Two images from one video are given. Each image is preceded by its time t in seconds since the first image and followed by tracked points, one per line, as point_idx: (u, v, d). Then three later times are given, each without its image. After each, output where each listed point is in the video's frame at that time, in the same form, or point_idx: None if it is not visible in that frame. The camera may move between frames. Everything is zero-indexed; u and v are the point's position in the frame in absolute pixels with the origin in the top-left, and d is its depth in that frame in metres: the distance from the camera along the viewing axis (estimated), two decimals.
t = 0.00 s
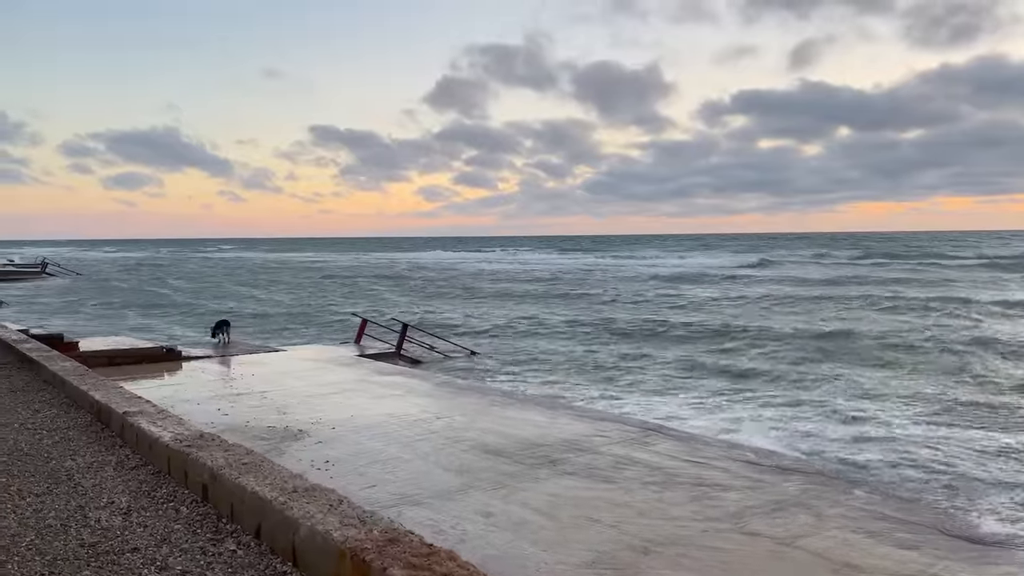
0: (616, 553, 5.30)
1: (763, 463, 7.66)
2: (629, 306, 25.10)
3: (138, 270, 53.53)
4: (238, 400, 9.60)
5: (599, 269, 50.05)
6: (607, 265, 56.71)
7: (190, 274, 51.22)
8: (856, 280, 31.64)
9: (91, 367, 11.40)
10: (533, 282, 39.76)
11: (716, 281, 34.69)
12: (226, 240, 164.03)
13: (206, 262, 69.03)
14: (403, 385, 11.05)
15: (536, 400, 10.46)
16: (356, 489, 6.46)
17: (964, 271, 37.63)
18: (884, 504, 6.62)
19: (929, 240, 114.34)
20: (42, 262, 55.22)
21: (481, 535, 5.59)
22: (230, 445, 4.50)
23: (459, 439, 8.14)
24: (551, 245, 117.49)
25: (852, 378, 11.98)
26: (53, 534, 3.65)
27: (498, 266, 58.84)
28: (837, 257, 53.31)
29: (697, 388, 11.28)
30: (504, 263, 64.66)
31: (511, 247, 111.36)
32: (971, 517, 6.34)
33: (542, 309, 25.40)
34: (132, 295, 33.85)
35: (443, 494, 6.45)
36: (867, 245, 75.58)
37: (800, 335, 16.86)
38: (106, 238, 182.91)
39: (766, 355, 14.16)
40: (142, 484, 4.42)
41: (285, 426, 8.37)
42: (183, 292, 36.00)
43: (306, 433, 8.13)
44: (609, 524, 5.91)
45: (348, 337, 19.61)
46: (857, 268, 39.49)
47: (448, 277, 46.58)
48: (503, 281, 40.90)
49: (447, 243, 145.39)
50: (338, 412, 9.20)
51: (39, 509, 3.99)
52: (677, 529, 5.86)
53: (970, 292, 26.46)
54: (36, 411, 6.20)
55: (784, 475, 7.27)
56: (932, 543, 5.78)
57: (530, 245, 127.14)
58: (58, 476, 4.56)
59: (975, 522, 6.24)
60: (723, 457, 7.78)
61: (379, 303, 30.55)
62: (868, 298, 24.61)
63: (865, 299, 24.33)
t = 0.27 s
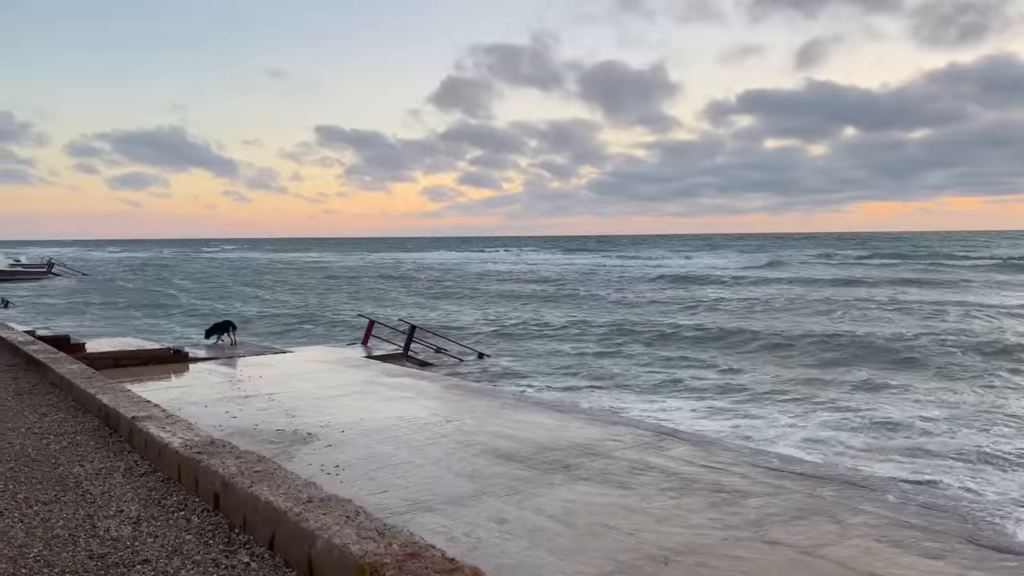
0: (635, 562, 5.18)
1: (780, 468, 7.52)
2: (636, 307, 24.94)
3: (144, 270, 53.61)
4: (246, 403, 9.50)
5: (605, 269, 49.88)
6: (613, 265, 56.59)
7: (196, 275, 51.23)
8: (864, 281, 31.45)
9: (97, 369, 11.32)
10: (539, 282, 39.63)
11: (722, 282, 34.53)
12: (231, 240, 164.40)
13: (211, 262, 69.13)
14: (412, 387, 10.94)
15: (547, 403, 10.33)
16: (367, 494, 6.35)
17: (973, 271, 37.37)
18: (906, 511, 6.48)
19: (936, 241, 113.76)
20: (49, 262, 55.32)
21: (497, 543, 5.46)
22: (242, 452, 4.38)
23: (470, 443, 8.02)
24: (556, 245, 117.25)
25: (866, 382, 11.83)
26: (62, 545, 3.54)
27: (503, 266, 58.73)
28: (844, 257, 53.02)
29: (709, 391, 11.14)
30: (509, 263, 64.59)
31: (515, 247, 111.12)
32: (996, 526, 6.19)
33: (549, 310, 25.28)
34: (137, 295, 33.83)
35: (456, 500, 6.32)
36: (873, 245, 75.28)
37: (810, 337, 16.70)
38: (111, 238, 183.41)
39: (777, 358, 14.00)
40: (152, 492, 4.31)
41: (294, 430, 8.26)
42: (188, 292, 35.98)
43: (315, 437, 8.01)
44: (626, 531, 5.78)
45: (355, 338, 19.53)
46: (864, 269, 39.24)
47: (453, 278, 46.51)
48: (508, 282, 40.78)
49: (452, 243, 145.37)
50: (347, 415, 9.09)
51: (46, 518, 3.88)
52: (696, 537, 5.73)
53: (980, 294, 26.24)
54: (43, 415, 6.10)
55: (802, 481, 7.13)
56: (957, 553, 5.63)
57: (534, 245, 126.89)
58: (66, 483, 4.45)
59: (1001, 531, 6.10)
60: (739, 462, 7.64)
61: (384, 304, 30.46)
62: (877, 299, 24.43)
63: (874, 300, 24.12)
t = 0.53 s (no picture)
0: (647, 568, 5.09)
1: (793, 470, 7.41)
2: (644, 306, 24.79)
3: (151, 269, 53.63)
4: (253, 402, 9.44)
5: (611, 268, 49.70)
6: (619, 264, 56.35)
7: (202, 273, 51.30)
8: (874, 281, 31.20)
9: (104, 368, 11.29)
10: (545, 281, 39.51)
11: (730, 281, 34.34)
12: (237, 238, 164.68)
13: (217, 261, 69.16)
14: (419, 387, 10.86)
15: (555, 403, 10.23)
16: (374, 496, 6.27)
17: (984, 271, 37.00)
18: (923, 516, 6.35)
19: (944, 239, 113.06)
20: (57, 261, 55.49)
21: (506, 547, 5.37)
22: (249, 456, 4.31)
23: (478, 445, 7.94)
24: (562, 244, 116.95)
25: (878, 383, 11.69)
26: (66, 551, 3.48)
27: (509, 265, 58.61)
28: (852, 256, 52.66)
29: (719, 392, 11.02)
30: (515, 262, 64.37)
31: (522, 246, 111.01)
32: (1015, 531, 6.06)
33: (555, 309, 25.18)
34: (144, 294, 33.89)
35: (465, 502, 6.24)
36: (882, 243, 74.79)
37: (820, 336, 16.55)
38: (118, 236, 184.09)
39: (788, 358, 13.86)
40: (157, 496, 4.24)
41: (301, 430, 8.20)
42: (195, 291, 36.01)
43: (321, 438, 7.94)
44: (638, 536, 5.68)
45: (361, 337, 19.46)
46: (874, 268, 38.93)
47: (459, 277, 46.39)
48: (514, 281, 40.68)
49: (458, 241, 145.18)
50: (354, 416, 9.01)
51: (51, 522, 3.81)
52: (708, 542, 5.63)
53: (991, 294, 25.97)
54: (49, 416, 6.05)
55: (816, 484, 7.02)
56: (976, 559, 5.51)
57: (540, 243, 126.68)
58: (71, 486, 4.39)
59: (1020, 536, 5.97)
60: (751, 464, 7.53)
61: (390, 303, 30.41)
62: (888, 299, 24.21)
63: (885, 300, 23.90)
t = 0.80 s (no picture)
0: (655, 570, 5.01)
1: (803, 471, 7.31)
2: (650, 305, 24.66)
3: (159, 267, 53.81)
4: (258, 400, 9.40)
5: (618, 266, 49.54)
6: (627, 262, 56.13)
7: (209, 271, 51.38)
8: (883, 279, 30.93)
9: (109, 366, 11.28)
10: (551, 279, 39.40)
11: (738, 279, 34.13)
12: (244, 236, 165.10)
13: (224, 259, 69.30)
14: (424, 386, 10.80)
15: (562, 402, 10.15)
16: (379, 496, 6.21)
17: (995, 270, 36.64)
18: (936, 518, 6.25)
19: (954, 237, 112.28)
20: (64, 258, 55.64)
21: (512, 548, 5.30)
22: (252, 456, 4.24)
23: (484, 444, 7.87)
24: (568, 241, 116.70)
25: (889, 383, 11.55)
26: (65, 552, 3.42)
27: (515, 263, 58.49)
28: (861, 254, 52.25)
29: (727, 391, 10.91)
30: (522, 260, 64.22)
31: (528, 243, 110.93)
32: None
33: (562, 307, 25.09)
34: (151, 291, 33.96)
35: (470, 502, 6.18)
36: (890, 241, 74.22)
37: (829, 335, 16.40)
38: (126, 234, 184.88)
39: (797, 357, 13.72)
40: (159, 496, 4.19)
41: (306, 429, 8.15)
42: (202, 289, 36.04)
43: (326, 436, 7.88)
44: (646, 537, 5.60)
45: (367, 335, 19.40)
46: (882, 266, 38.63)
47: (466, 275, 46.30)
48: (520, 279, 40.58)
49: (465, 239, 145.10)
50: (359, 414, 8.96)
51: (51, 523, 3.76)
52: (718, 543, 5.55)
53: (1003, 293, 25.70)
54: (52, 414, 6.01)
55: (826, 485, 6.92)
56: (991, 562, 5.41)
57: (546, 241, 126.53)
58: (72, 486, 4.34)
59: None
60: (761, 464, 7.43)
61: (396, 301, 30.36)
62: (897, 298, 24.00)
63: (894, 299, 23.68)
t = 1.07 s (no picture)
0: (670, 571, 4.90)
1: (818, 469, 7.18)
2: (659, 302, 24.51)
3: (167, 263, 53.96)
4: (265, 397, 9.33)
5: (625, 263, 49.32)
6: (633, 259, 55.95)
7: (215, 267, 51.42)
8: (893, 277, 30.69)
9: (116, 362, 11.25)
10: (558, 277, 39.26)
11: (746, 276, 33.92)
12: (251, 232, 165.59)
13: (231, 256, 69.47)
14: (432, 383, 10.71)
15: (571, 399, 10.04)
16: (388, 494, 6.13)
17: (1007, 267, 36.31)
18: (956, 518, 6.11)
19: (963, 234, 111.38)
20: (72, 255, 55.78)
21: (525, 547, 5.20)
22: (260, 454, 4.16)
23: (494, 441, 7.76)
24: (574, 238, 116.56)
25: (903, 381, 11.38)
26: (70, 552, 3.34)
27: (522, 261, 58.33)
28: (870, 252, 51.79)
29: (738, 389, 10.79)
30: (529, 257, 64.13)
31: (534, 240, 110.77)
32: None
33: (569, 304, 24.95)
34: (158, 287, 34.00)
35: (481, 500, 6.08)
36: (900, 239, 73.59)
37: (840, 333, 16.23)
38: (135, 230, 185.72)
39: (809, 355, 13.57)
40: (166, 495, 4.11)
41: (314, 426, 8.07)
42: (208, 285, 36.05)
43: (334, 433, 7.80)
44: (660, 536, 5.50)
45: (374, 331, 19.33)
46: (892, 264, 38.30)
47: (472, 272, 46.20)
48: (527, 276, 40.45)
49: (471, 236, 145.05)
50: (367, 411, 8.87)
51: (55, 522, 3.68)
52: (733, 544, 5.44)
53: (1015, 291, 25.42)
54: (58, 410, 5.95)
55: (843, 484, 6.78)
56: (1016, 565, 5.27)
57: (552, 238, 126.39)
58: (77, 484, 4.26)
59: None
60: (775, 463, 7.30)
61: (403, 297, 30.29)
62: (908, 296, 23.76)
63: (905, 297, 23.44)
